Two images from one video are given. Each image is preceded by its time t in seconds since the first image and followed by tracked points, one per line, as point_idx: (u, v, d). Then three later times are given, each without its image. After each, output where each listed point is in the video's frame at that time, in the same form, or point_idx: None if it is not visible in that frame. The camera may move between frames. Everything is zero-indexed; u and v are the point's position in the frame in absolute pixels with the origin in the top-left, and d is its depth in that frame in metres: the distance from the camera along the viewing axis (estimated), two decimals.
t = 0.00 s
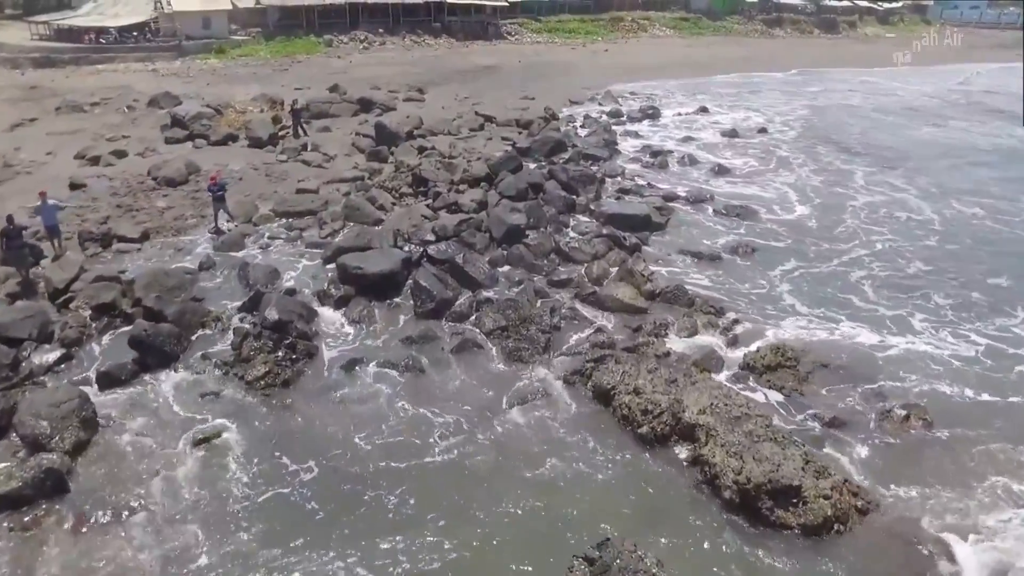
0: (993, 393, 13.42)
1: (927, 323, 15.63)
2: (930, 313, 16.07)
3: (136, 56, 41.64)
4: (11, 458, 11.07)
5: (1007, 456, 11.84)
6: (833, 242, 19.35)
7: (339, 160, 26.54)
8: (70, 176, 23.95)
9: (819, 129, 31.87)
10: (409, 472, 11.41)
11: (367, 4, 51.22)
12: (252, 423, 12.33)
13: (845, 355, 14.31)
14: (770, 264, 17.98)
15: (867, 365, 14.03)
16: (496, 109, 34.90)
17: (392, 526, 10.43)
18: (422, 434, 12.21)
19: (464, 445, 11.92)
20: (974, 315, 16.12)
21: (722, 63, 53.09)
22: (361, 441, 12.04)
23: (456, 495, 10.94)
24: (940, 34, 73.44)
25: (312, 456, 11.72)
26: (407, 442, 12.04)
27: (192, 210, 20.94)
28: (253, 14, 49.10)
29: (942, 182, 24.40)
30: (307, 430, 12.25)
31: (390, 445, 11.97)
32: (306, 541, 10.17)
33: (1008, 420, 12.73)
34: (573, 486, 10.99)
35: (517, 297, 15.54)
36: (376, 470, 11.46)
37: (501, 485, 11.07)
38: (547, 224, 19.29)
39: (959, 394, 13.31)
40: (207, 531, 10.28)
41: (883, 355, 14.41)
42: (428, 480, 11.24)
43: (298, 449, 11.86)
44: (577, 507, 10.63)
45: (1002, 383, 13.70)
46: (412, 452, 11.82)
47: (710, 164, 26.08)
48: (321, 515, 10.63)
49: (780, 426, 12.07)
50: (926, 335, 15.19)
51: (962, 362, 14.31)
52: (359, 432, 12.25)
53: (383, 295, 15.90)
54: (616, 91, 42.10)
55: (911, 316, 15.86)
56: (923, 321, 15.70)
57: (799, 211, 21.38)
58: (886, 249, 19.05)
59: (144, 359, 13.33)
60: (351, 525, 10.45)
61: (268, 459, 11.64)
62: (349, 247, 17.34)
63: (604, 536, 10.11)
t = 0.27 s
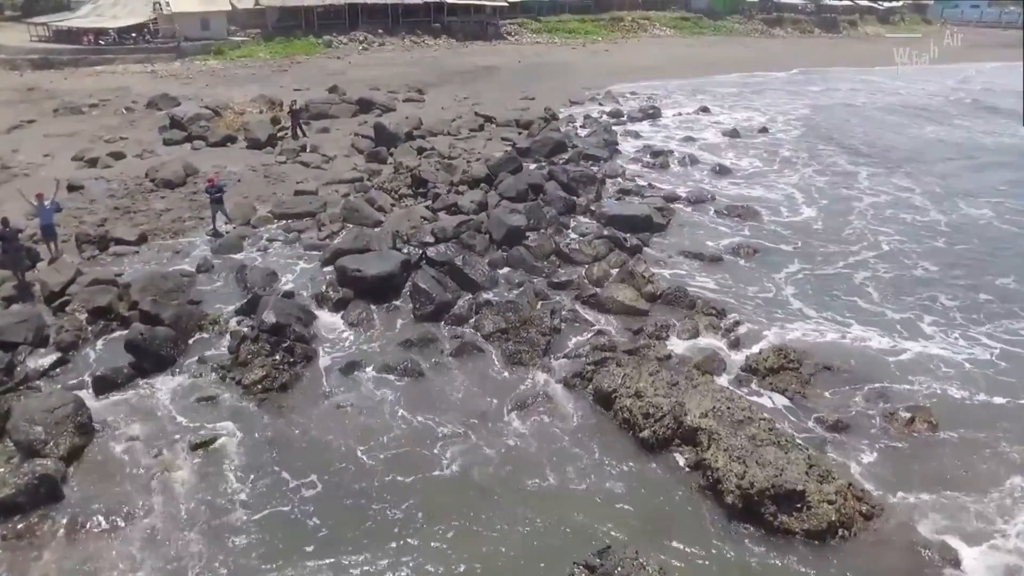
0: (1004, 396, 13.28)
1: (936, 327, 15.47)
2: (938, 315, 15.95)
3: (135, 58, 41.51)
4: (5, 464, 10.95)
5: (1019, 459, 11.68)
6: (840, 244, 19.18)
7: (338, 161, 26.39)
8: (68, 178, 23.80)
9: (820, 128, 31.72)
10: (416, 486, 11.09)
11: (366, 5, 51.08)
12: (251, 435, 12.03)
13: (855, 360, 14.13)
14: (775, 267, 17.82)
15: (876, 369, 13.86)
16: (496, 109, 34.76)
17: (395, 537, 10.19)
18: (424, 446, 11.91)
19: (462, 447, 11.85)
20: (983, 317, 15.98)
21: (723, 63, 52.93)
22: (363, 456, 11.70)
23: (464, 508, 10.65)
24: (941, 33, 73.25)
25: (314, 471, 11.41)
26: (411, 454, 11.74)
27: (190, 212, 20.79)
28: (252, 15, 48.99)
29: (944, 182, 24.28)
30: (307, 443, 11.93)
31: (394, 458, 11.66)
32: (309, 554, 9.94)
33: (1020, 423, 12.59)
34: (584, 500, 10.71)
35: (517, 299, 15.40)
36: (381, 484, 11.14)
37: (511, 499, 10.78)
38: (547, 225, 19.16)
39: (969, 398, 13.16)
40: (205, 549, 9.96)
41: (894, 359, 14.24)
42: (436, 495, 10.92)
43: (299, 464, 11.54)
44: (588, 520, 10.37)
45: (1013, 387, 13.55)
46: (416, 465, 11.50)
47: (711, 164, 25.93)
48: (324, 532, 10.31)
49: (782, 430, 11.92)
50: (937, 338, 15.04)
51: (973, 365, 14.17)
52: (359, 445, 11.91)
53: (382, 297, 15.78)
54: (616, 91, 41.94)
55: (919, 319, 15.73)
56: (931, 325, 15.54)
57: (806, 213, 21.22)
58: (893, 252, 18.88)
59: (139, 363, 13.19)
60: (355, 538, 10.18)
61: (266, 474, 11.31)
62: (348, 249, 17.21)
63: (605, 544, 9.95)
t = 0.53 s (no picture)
0: (1009, 396, 13.26)
1: (942, 327, 15.46)
2: (944, 316, 15.91)
3: (135, 59, 41.51)
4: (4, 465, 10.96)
5: None
6: (845, 246, 19.14)
7: (338, 162, 26.38)
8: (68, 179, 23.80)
9: (820, 128, 31.73)
10: (424, 495, 10.91)
11: (366, 5, 51.10)
12: (254, 445, 11.88)
13: (863, 362, 14.04)
14: (778, 268, 17.77)
15: (882, 370, 13.82)
16: (496, 109, 34.76)
17: (398, 543, 10.11)
18: (430, 454, 11.74)
19: (461, 446, 11.87)
20: (988, 318, 15.96)
21: (723, 63, 52.91)
22: (367, 467, 11.48)
23: (470, 515, 10.53)
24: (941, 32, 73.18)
25: (319, 482, 11.23)
26: (420, 464, 11.55)
27: (190, 213, 20.79)
28: (253, 16, 49.01)
29: (944, 182, 24.25)
30: (311, 453, 11.74)
31: (402, 468, 11.46)
32: (312, 562, 9.82)
33: None
34: (593, 507, 10.57)
35: (517, 299, 15.39)
36: (387, 494, 10.95)
37: (519, 505, 10.65)
38: (547, 225, 19.14)
39: (975, 398, 13.14)
40: (206, 562, 9.81)
41: (902, 361, 14.16)
42: (445, 503, 10.75)
43: (302, 476, 11.33)
44: (595, 527, 10.26)
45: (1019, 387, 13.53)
46: (424, 475, 11.31)
47: (712, 164, 25.92)
48: (329, 544, 10.12)
49: (783, 430, 11.90)
50: (944, 340, 14.99)
51: (981, 365, 14.16)
52: (363, 456, 11.70)
53: (382, 298, 15.77)
54: (616, 91, 41.93)
55: (925, 321, 15.68)
56: (936, 325, 15.53)
57: (811, 214, 21.14)
58: (898, 253, 18.82)
59: (139, 364, 13.19)
60: (359, 547, 10.06)
61: (269, 486, 11.13)
62: (347, 250, 17.21)
63: (603, 544, 9.94)
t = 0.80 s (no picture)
0: (1014, 396, 13.29)
1: (947, 328, 15.49)
2: (949, 317, 15.92)
3: (137, 60, 41.60)
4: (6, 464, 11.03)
5: None
6: (848, 247, 19.14)
7: (339, 162, 26.43)
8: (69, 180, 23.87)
9: (821, 128, 31.78)
10: (433, 503, 10.82)
11: (367, 6, 51.17)
12: (256, 448, 11.86)
13: (868, 363, 14.05)
14: (779, 269, 17.79)
15: (886, 370, 13.85)
16: (497, 110, 34.81)
17: (400, 546, 10.11)
18: (437, 459, 11.67)
19: (464, 447, 11.89)
20: (992, 318, 16.00)
21: (724, 63, 52.95)
22: (374, 476, 11.37)
23: (477, 521, 10.48)
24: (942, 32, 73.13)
25: (324, 490, 11.13)
26: (427, 472, 11.45)
27: (190, 213, 20.84)
28: (254, 17, 49.13)
29: (945, 182, 24.29)
30: (317, 463, 11.63)
31: (409, 476, 11.35)
32: (314, 571, 9.75)
33: None
34: (601, 515, 10.49)
35: (517, 300, 15.44)
36: (397, 502, 10.86)
37: (524, 511, 10.60)
38: (547, 225, 19.19)
39: (981, 398, 13.17)
40: (205, 571, 9.74)
41: (907, 362, 14.17)
42: (453, 510, 10.67)
43: (305, 486, 11.21)
44: (602, 532, 10.21)
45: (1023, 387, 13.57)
46: (433, 483, 11.19)
47: (712, 164, 25.96)
48: (334, 554, 10.04)
49: (781, 429, 11.93)
50: (950, 341, 15.02)
51: (987, 366, 14.19)
52: (369, 465, 11.60)
53: (382, 298, 15.81)
54: (617, 91, 41.97)
55: (929, 322, 15.71)
56: (939, 326, 15.57)
57: (816, 216, 21.11)
58: (901, 254, 18.86)
59: (140, 364, 13.24)
60: (362, 551, 10.05)
61: (272, 496, 11.03)
62: (347, 250, 17.27)
63: (601, 543, 10.00)
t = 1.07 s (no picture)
0: None
1: (961, 332, 15.46)
2: (962, 321, 15.90)
3: (147, 60, 41.89)
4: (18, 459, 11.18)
5: None
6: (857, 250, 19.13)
7: (347, 163, 26.55)
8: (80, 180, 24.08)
9: (829, 129, 31.75)
10: (447, 510, 10.71)
11: (376, 7, 51.36)
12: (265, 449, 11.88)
13: (880, 366, 14.04)
14: (788, 272, 17.80)
15: (898, 373, 13.84)
16: (505, 110, 34.90)
17: (411, 550, 10.04)
18: (449, 465, 11.60)
19: (475, 451, 11.87)
20: (1006, 322, 15.96)
21: (732, 64, 52.91)
22: (385, 483, 11.26)
23: (490, 526, 10.41)
24: (952, 32, 72.79)
25: (336, 498, 11.00)
26: (440, 477, 11.36)
27: (199, 213, 21.00)
28: (263, 18, 49.37)
29: (954, 185, 24.24)
30: (329, 471, 11.51)
31: (422, 483, 11.23)
32: None
33: None
34: (616, 523, 10.38)
35: (524, 300, 15.50)
36: (411, 509, 10.74)
37: (536, 516, 10.54)
38: (554, 226, 19.26)
39: (994, 402, 13.15)
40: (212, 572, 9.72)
41: (920, 365, 14.16)
42: (469, 517, 10.58)
43: (316, 494, 11.08)
44: (614, 538, 10.14)
45: None
46: (448, 490, 11.08)
47: (720, 166, 25.98)
48: (344, 561, 9.93)
49: (787, 431, 11.94)
50: (964, 344, 15.00)
51: (1003, 370, 14.14)
52: (382, 472, 11.48)
53: (390, 298, 15.91)
54: (625, 92, 42.00)
55: (943, 325, 15.69)
56: (952, 330, 15.55)
57: (824, 218, 21.11)
58: (914, 257, 18.84)
59: (149, 363, 13.38)
60: (373, 554, 10.01)
61: (282, 503, 10.91)
62: (354, 250, 17.38)
63: (605, 540, 10.06)
